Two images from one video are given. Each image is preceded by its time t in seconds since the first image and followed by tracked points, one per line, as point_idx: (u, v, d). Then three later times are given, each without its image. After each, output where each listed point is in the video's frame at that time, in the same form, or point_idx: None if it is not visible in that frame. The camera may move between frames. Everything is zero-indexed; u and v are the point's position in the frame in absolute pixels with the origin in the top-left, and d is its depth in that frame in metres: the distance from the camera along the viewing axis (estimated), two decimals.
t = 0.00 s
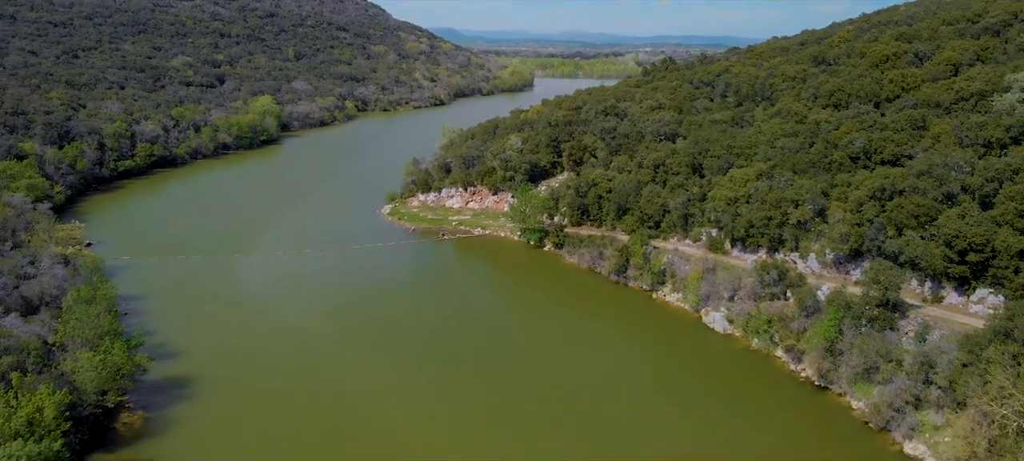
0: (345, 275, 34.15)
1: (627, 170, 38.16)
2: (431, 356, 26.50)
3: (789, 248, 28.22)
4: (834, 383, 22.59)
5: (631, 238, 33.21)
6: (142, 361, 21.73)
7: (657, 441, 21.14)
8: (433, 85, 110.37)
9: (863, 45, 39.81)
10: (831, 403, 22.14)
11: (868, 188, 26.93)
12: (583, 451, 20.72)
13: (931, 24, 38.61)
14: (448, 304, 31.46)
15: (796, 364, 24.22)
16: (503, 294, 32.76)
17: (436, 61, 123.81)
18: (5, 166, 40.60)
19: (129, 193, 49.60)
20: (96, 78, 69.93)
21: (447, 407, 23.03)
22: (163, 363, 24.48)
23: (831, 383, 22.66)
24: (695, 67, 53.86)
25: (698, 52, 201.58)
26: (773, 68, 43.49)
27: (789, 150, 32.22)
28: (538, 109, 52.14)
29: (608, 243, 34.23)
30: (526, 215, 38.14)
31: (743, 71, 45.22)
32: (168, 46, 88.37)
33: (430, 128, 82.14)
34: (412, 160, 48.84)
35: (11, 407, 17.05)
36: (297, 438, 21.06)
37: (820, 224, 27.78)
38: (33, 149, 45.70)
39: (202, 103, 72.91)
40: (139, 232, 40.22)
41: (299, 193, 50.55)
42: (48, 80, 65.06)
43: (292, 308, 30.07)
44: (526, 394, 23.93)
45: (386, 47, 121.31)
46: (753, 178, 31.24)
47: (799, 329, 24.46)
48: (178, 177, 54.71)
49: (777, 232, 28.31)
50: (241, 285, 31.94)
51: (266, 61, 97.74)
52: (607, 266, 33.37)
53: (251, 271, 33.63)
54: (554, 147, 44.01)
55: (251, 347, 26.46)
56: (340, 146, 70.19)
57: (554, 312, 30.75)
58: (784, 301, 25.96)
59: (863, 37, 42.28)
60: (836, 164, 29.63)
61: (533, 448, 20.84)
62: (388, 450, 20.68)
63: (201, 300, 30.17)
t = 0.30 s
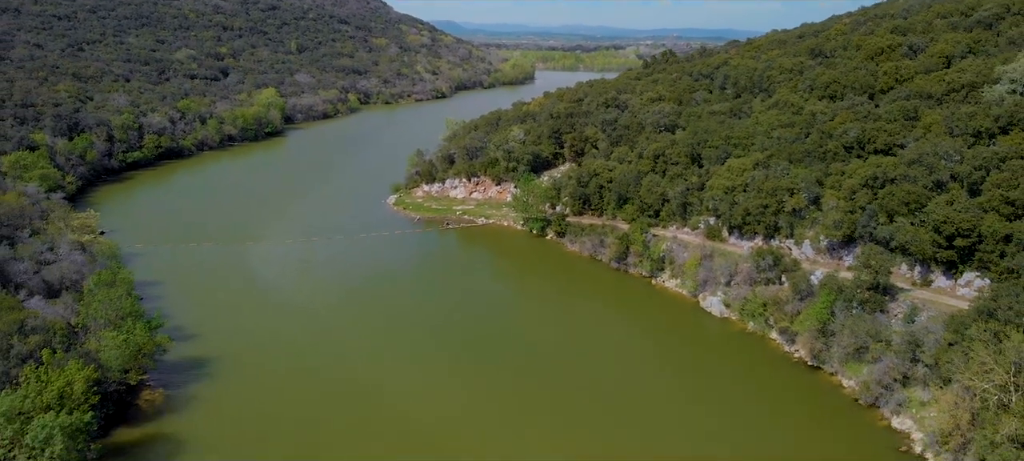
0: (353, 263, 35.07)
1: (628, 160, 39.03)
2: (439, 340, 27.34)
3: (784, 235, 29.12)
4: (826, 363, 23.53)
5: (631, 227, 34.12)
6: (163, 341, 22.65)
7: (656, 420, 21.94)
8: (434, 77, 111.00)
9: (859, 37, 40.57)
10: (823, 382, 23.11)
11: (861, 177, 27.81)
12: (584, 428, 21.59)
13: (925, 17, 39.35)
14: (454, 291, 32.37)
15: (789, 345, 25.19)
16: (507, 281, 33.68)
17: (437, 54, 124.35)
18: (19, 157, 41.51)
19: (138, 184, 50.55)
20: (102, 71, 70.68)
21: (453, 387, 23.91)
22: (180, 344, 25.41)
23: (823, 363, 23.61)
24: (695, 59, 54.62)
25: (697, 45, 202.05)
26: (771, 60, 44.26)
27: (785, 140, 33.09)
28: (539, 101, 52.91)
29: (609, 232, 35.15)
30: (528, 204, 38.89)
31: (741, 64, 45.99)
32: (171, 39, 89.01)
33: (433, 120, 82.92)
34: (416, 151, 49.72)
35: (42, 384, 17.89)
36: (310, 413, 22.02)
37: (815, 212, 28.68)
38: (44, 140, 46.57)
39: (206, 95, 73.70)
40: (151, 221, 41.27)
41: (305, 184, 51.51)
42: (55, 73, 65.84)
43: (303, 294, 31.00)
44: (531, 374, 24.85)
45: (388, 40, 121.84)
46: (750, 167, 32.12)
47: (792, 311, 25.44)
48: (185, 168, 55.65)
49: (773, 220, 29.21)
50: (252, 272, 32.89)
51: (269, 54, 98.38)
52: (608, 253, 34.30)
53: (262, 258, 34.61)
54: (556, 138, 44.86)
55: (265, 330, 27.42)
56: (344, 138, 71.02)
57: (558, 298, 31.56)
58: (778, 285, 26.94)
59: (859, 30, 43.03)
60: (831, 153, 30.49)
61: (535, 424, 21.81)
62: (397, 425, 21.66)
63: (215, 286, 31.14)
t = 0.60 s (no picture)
0: (360, 251, 35.87)
1: (628, 151, 39.82)
2: (445, 326, 28.09)
3: (781, 223, 29.93)
4: (819, 345, 24.42)
5: (631, 216, 34.96)
6: (181, 323, 23.49)
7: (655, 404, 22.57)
8: (436, 70, 111.56)
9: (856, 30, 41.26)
10: (816, 362, 24.01)
11: (855, 166, 28.59)
12: (585, 409, 22.35)
13: (921, 11, 40.04)
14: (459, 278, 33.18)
15: (783, 328, 26.09)
16: (510, 269, 34.47)
17: (438, 47, 124.81)
18: (30, 147, 42.36)
19: (146, 174, 51.47)
20: (108, 64, 71.38)
21: (459, 369, 24.73)
22: (196, 327, 26.31)
23: (816, 345, 24.51)
24: (694, 52, 55.29)
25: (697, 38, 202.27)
26: (769, 53, 44.98)
27: (782, 130, 33.87)
28: (541, 94, 53.63)
29: (609, 221, 36.00)
30: (531, 195, 39.95)
31: (740, 56, 46.69)
32: (174, 32, 89.63)
33: (435, 113, 83.63)
34: (420, 142, 50.49)
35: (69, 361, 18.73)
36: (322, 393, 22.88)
37: (809, 200, 29.51)
38: (54, 131, 47.39)
39: (210, 88, 74.39)
40: (162, 210, 42.25)
41: (310, 174, 52.36)
42: (61, 66, 66.57)
43: (312, 280, 31.85)
44: (535, 357, 25.71)
45: (389, 33, 122.30)
46: (747, 157, 32.94)
47: (787, 296, 26.35)
48: (192, 160, 56.53)
49: (770, 208, 30.02)
50: (262, 260, 33.77)
51: (271, 47, 98.97)
52: (608, 241, 35.15)
53: (271, 247, 35.51)
54: (558, 130, 45.64)
55: (277, 314, 28.29)
56: (347, 130, 71.76)
57: (563, 286, 32.24)
58: (774, 271, 27.82)
59: (856, 23, 43.73)
60: (826, 143, 31.28)
61: (538, 402, 22.73)
62: (405, 403, 22.56)
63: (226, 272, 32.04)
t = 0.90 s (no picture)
0: (366, 240, 36.62)
1: (629, 142, 40.60)
2: (451, 311, 28.85)
3: (777, 212, 30.74)
4: (813, 328, 25.27)
5: (632, 205, 35.75)
6: (197, 306, 24.37)
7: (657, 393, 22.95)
8: (437, 63, 112.05)
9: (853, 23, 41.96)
10: (810, 345, 24.87)
11: (849, 155, 29.35)
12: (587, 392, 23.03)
13: (916, 4, 40.76)
14: (463, 266, 33.96)
15: (779, 313, 26.94)
16: (513, 257, 35.24)
17: (439, 40, 125.19)
18: (41, 138, 43.15)
19: (153, 165, 52.32)
20: (113, 57, 72.05)
21: (465, 352, 25.52)
22: (210, 311, 27.17)
23: (810, 328, 25.35)
24: (694, 44, 55.97)
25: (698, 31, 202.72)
26: (767, 46, 45.66)
27: (779, 121, 34.63)
28: (543, 86, 54.34)
29: (610, 210, 36.82)
30: (533, 185, 40.59)
31: (739, 49, 47.41)
32: (177, 25, 90.15)
33: (437, 105, 84.33)
34: (423, 134, 51.25)
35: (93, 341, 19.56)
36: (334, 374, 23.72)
37: (805, 189, 30.31)
38: (63, 123, 48.14)
39: (214, 80, 75.08)
40: (171, 201, 43.19)
41: (316, 166, 53.24)
42: (66, 59, 67.25)
43: (320, 267, 32.64)
44: (538, 340, 26.54)
45: (390, 26, 122.72)
46: (745, 147, 33.72)
47: (782, 281, 27.20)
48: (198, 151, 57.38)
49: (766, 197, 30.84)
50: (271, 248, 34.60)
51: (273, 40, 99.50)
52: (609, 230, 35.97)
53: (280, 235, 36.35)
54: (559, 122, 46.39)
55: (288, 299, 29.14)
56: (351, 123, 72.53)
57: (568, 275, 32.84)
58: (770, 258, 28.66)
59: (853, 16, 44.37)
60: (822, 133, 32.06)
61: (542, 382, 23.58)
62: (414, 384, 23.38)
63: (237, 259, 32.89)
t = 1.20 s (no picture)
0: (371, 230, 37.32)
1: (629, 133, 41.33)
2: (457, 298, 29.62)
3: (774, 201, 31.51)
4: (808, 312, 26.10)
5: (632, 195, 36.50)
6: (212, 290, 25.22)
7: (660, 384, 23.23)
8: (438, 56, 112.51)
9: (850, 16, 42.62)
10: (805, 328, 25.70)
11: (844, 145, 30.10)
12: (589, 374, 23.82)
13: None
14: (467, 255, 34.66)
15: (775, 297, 27.77)
16: (516, 247, 35.91)
17: (440, 33, 125.52)
18: (51, 130, 43.91)
19: (160, 157, 53.11)
20: (117, 50, 72.62)
21: (470, 335, 26.36)
22: (225, 295, 28.08)
23: (805, 312, 26.18)
24: (694, 37, 56.58)
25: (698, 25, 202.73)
26: (765, 38, 46.30)
27: (776, 112, 35.36)
28: (544, 78, 54.99)
29: (611, 200, 37.59)
30: (535, 176, 41.07)
31: (738, 41, 48.06)
32: (180, 18, 90.60)
33: (439, 98, 84.95)
34: (426, 126, 51.95)
35: (114, 322, 20.37)
36: (344, 356, 24.53)
37: (801, 179, 31.07)
38: (71, 115, 48.82)
39: (217, 73, 75.68)
40: (180, 191, 44.10)
41: (320, 157, 54.05)
42: (71, 51, 67.88)
43: (328, 256, 33.35)
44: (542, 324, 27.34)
45: (391, 19, 123.04)
46: (743, 138, 34.46)
47: (778, 267, 28.02)
48: (203, 143, 58.18)
49: (763, 187, 31.61)
50: (279, 237, 35.37)
51: (275, 32, 99.98)
52: (610, 220, 36.76)
53: (287, 225, 37.14)
54: (561, 113, 47.10)
55: (297, 286, 29.91)
56: (353, 115, 73.21)
57: (571, 263, 33.59)
58: (766, 245, 29.48)
59: (850, 9, 45.01)
60: (819, 124, 32.79)
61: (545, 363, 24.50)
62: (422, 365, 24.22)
63: (246, 248, 33.69)
